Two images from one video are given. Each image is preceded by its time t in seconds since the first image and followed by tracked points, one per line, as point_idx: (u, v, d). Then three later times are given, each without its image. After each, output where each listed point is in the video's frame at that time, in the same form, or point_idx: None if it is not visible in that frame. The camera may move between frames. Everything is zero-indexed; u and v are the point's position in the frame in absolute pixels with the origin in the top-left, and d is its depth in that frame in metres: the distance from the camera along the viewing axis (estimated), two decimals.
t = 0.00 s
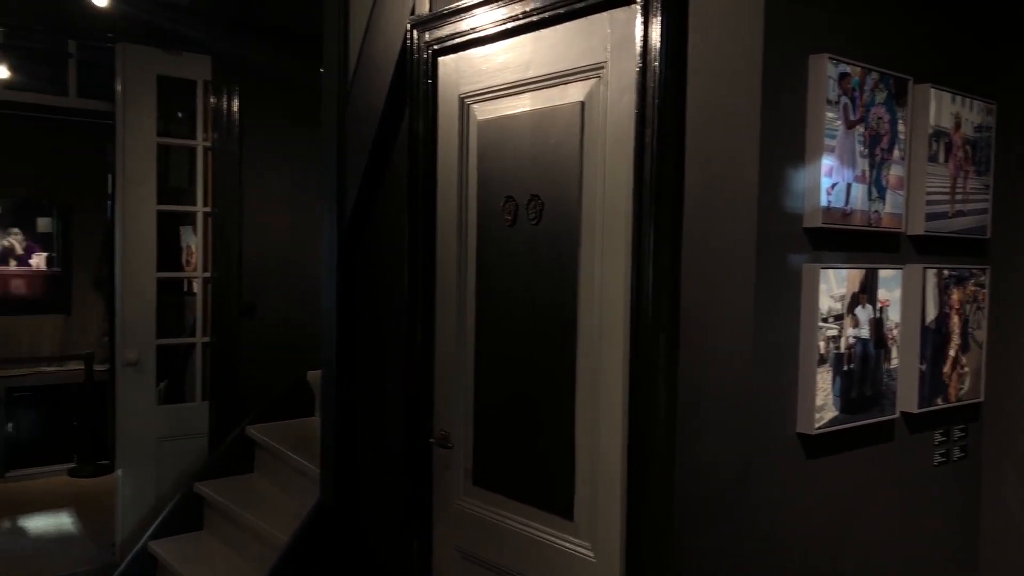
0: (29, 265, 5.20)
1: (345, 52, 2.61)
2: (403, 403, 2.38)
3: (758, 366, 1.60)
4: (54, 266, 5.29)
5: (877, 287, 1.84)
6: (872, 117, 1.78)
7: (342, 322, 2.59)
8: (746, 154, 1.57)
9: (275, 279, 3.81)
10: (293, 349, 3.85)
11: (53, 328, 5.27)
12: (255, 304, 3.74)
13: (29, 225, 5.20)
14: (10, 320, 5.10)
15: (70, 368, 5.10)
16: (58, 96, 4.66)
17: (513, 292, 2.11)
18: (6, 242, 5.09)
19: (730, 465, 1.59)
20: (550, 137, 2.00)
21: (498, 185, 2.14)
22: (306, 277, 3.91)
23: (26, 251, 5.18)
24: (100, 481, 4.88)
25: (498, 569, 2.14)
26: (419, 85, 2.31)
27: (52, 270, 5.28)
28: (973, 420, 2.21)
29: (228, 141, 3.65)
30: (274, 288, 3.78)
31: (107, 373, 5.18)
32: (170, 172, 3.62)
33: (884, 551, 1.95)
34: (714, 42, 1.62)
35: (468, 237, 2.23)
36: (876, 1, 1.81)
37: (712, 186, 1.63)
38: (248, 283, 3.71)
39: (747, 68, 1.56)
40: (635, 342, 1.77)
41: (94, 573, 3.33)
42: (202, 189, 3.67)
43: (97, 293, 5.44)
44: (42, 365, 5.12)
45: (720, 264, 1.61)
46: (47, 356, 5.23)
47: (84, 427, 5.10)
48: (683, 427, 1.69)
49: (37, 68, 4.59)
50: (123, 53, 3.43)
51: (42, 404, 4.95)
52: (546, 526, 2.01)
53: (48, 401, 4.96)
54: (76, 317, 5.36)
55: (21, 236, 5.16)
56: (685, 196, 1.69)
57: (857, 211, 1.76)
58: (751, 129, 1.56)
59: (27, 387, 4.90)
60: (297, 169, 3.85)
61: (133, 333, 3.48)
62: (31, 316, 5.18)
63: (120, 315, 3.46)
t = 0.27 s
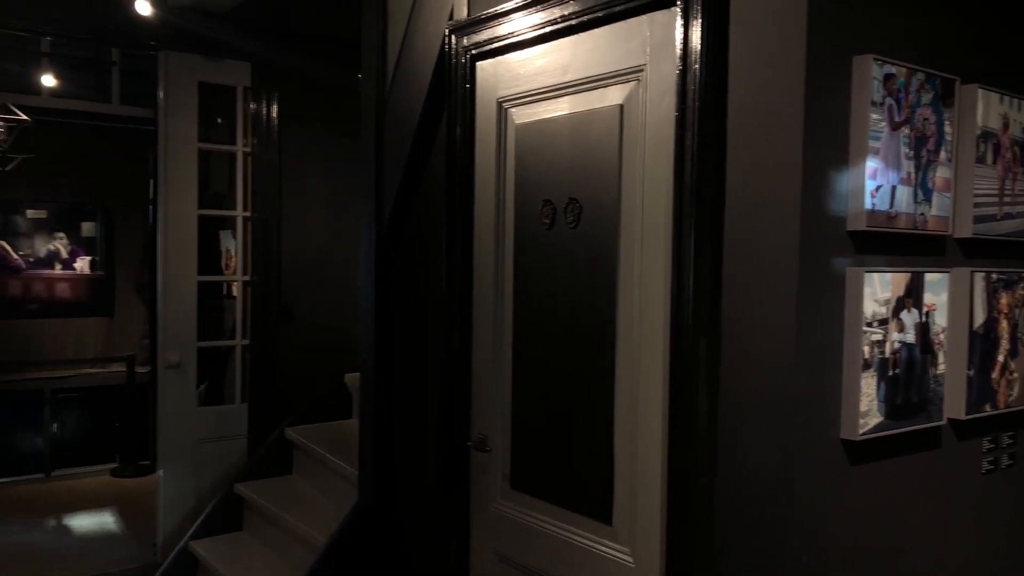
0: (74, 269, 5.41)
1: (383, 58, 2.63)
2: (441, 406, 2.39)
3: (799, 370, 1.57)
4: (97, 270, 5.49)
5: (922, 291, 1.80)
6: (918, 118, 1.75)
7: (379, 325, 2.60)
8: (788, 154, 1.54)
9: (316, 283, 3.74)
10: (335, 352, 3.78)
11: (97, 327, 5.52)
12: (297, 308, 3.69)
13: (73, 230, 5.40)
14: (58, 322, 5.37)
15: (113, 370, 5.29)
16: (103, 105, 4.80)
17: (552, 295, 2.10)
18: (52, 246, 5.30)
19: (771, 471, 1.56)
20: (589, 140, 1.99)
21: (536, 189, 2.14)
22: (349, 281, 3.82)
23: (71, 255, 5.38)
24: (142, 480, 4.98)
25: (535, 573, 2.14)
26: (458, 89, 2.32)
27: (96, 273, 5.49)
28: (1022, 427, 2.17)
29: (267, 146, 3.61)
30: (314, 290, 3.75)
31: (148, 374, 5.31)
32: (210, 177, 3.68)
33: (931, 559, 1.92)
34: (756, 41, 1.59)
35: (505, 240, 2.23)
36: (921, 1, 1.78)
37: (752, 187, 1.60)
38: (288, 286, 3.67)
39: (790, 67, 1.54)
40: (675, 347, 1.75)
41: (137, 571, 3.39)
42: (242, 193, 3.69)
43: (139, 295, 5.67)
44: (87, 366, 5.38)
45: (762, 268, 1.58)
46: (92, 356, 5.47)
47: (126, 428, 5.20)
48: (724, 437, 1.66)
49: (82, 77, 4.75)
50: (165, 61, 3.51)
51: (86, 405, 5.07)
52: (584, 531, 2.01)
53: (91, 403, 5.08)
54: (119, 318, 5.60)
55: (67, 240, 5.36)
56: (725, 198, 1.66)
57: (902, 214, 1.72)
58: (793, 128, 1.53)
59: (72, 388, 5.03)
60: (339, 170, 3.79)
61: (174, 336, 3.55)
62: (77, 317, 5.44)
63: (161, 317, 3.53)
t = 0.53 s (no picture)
0: (115, 272, 5.50)
1: (420, 63, 2.65)
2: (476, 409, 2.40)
3: (841, 374, 1.54)
4: (138, 273, 5.58)
5: (968, 294, 1.75)
6: (963, 119, 1.71)
7: (415, 328, 2.62)
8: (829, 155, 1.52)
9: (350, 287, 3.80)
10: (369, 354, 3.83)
11: (137, 332, 5.59)
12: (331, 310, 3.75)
13: (115, 234, 5.49)
14: (100, 325, 5.47)
15: (153, 372, 5.44)
16: (145, 111, 4.91)
17: (590, 298, 2.09)
18: (94, 250, 5.40)
19: (813, 477, 1.54)
20: (626, 143, 1.98)
21: (573, 192, 2.13)
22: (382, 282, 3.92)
23: (113, 259, 5.48)
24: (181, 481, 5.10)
25: None
26: (494, 94, 2.32)
27: (136, 277, 5.58)
28: None
29: (304, 151, 3.66)
30: (349, 293, 3.80)
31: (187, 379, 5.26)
32: (249, 182, 3.71)
33: (977, 567, 1.88)
34: (799, 42, 1.57)
35: (541, 244, 2.23)
36: None
37: (793, 189, 1.58)
38: (324, 289, 3.72)
39: (832, 67, 1.51)
40: (714, 350, 1.73)
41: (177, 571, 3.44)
42: (280, 198, 3.74)
43: (178, 299, 5.72)
44: (129, 368, 5.49)
45: (804, 272, 1.56)
46: (133, 359, 5.57)
47: (165, 429, 5.30)
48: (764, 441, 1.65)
49: (124, 84, 4.88)
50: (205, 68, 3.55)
51: (126, 407, 5.16)
52: (621, 535, 2.00)
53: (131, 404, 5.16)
54: (158, 323, 5.66)
55: (109, 245, 5.46)
56: (765, 203, 1.64)
57: (947, 216, 1.69)
58: (835, 129, 1.51)
59: (112, 391, 5.07)
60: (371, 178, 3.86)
61: (213, 339, 3.57)
62: (118, 321, 5.52)
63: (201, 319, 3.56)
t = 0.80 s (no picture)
0: (156, 275, 5.57)
1: (456, 68, 2.66)
2: (512, 412, 2.40)
3: (886, 379, 1.52)
4: (177, 276, 5.64)
5: (1014, 297, 1.70)
6: (1008, 119, 1.66)
7: (450, 330, 2.63)
8: (871, 156, 1.50)
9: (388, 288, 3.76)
10: (407, 356, 3.80)
11: (176, 335, 5.67)
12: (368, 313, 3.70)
13: (155, 238, 5.58)
14: (142, 327, 5.56)
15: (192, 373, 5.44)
16: (185, 116, 5.19)
17: (627, 301, 2.09)
18: (135, 254, 5.49)
19: (856, 482, 1.52)
20: (663, 146, 1.98)
21: (610, 194, 2.13)
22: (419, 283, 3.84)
23: (154, 262, 5.56)
24: (219, 480, 5.15)
25: None
26: (530, 97, 2.33)
27: (175, 280, 5.64)
28: None
29: (342, 157, 3.66)
30: (387, 294, 3.76)
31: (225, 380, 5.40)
32: (286, 186, 3.76)
33: None
34: (841, 40, 1.55)
35: (578, 247, 2.22)
36: None
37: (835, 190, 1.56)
38: (361, 291, 3.69)
39: (873, 67, 1.50)
40: (753, 353, 1.72)
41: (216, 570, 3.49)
42: (316, 201, 3.78)
43: (216, 303, 5.78)
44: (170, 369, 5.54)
45: (845, 275, 1.54)
46: (173, 360, 5.64)
47: (204, 429, 5.43)
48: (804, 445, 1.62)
49: (164, 91, 5.13)
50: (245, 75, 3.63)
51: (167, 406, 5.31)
52: (658, 539, 1.99)
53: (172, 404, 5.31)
54: (197, 325, 5.72)
55: (149, 249, 5.54)
56: (806, 202, 1.62)
57: (993, 218, 1.65)
58: (879, 129, 1.49)
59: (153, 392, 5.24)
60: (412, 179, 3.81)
61: (251, 340, 3.63)
62: (158, 324, 5.60)
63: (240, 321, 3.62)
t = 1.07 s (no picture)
0: (197, 279, 5.75)
1: (492, 73, 2.67)
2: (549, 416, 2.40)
3: (936, 384, 1.49)
4: (217, 280, 5.81)
5: None
6: None
7: (487, 332, 2.64)
8: (919, 157, 1.47)
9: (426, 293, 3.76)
10: (443, 359, 3.77)
11: (216, 336, 5.82)
12: (404, 317, 3.70)
13: (197, 242, 5.76)
14: (182, 330, 5.71)
15: (232, 377, 5.58)
16: (224, 123, 5.25)
17: (666, 304, 2.07)
18: (176, 258, 5.67)
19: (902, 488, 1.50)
20: (702, 148, 1.96)
21: (649, 198, 2.12)
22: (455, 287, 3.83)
23: (194, 267, 5.74)
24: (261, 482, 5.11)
25: None
26: (567, 100, 2.33)
27: (215, 284, 5.80)
28: None
29: (379, 162, 3.70)
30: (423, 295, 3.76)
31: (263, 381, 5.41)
32: (324, 190, 3.81)
33: None
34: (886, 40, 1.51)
35: (616, 251, 2.22)
36: None
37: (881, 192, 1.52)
38: (398, 294, 3.69)
39: (919, 67, 1.47)
40: (795, 359, 1.68)
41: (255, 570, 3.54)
42: (354, 204, 3.82)
43: (255, 306, 5.94)
44: (209, 372, 5.71)
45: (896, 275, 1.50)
46: (212, 363, 5.77)
47: (244, 433, 5.40)
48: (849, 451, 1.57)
49: (205, 98, 5.21)
50: (283, 81, 3.62)
51: (209, 408, 5.33)
52: (698, 544, 1.97)
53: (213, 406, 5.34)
54: (237, 329, 5.89)
55: (189, 253, 5.73)
56: (850, 203, 1.58)
57: None
58: (926, 130, 1.46)
59: (195, 394, 5.30)
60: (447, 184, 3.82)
61: (290, 341, 3.68)
62: (197, 326, 5.75)
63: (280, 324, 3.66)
